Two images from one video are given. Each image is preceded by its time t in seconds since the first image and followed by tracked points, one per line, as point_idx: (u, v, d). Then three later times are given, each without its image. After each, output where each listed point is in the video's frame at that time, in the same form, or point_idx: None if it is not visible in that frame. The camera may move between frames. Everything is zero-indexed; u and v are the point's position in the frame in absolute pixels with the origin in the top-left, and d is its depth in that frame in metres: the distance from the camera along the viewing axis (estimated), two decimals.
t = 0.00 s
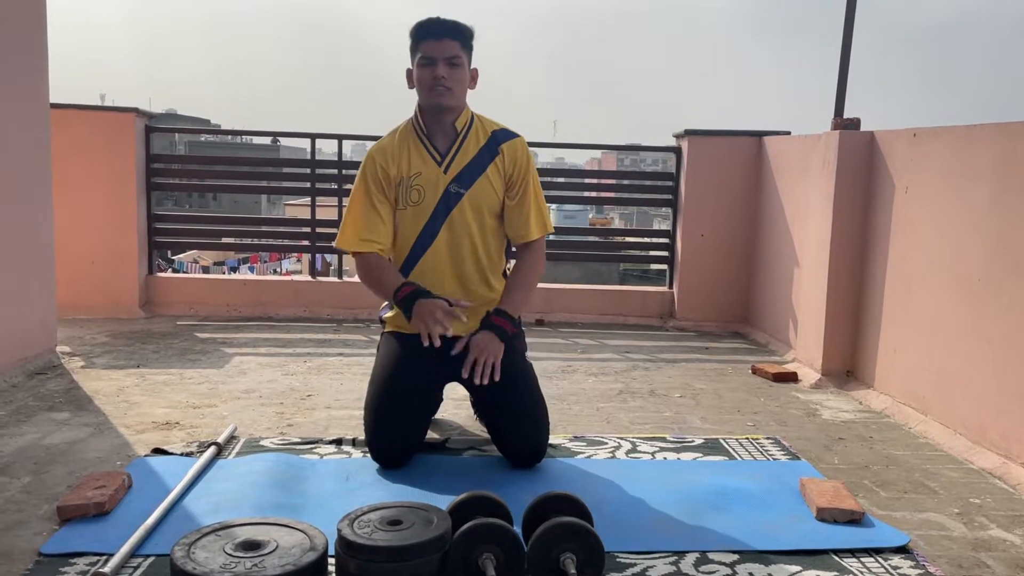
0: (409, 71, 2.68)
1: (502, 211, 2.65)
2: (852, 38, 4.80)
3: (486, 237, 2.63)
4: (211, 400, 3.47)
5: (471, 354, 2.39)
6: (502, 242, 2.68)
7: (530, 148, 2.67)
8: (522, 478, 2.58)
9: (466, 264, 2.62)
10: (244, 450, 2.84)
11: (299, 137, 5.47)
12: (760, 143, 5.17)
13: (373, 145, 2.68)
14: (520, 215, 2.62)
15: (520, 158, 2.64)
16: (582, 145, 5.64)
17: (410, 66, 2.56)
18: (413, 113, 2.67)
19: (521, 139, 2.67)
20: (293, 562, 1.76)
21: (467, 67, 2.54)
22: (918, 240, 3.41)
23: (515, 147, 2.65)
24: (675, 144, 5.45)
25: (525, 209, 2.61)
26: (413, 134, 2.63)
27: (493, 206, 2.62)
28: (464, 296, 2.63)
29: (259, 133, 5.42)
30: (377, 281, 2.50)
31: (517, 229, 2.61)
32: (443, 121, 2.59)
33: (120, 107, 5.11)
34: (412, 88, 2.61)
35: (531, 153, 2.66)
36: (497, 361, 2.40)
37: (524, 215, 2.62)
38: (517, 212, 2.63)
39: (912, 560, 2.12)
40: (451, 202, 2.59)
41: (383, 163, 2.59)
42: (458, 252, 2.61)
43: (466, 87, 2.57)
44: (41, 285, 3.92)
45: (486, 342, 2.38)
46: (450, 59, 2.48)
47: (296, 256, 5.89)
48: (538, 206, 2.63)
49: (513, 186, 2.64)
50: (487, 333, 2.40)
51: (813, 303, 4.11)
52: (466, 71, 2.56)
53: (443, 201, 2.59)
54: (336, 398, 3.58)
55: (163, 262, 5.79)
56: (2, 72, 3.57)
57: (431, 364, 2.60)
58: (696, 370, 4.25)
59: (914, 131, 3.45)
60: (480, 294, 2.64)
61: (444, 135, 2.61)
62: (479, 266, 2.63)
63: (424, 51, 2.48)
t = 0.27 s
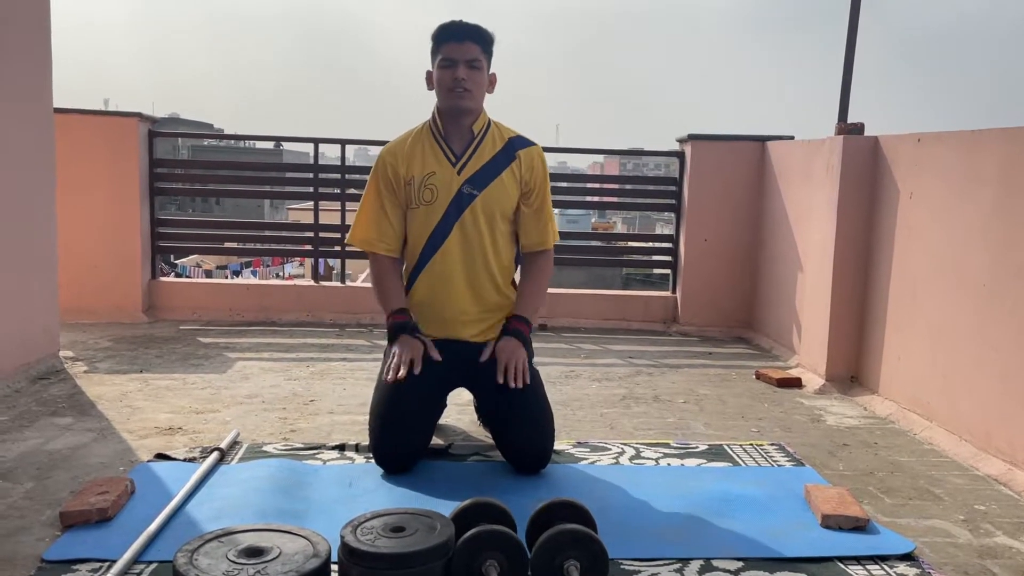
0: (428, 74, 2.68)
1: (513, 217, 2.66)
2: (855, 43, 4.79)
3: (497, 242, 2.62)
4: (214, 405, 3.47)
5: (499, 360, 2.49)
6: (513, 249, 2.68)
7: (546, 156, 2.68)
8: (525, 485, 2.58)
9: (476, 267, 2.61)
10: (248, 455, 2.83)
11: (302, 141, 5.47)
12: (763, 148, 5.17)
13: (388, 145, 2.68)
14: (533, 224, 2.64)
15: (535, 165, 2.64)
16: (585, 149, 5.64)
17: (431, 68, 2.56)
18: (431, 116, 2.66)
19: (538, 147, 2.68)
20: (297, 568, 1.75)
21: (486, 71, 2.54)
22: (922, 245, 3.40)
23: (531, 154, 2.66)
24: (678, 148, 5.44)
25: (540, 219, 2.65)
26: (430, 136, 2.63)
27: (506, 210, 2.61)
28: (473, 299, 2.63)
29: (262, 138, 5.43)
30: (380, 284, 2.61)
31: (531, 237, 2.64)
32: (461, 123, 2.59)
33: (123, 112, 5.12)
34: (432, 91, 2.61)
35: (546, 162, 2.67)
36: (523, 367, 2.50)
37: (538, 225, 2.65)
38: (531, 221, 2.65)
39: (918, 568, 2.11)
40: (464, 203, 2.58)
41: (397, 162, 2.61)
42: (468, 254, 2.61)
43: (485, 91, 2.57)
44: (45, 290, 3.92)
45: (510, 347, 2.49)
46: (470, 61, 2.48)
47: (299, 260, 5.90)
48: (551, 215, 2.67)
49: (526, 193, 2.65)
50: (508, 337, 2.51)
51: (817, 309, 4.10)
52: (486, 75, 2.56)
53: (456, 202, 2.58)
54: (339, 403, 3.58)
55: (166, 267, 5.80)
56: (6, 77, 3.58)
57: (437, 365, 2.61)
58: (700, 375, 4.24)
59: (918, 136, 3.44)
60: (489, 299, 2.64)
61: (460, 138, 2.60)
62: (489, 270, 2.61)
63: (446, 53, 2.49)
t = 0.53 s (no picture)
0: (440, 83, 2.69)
1: (524, 225, 2.65)
2: (861, 49, 4.79)
3: (508, 250, 2.62)
4: (218, 411, 3.46)
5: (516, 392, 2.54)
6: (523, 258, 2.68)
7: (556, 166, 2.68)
8: (531, 493, 2.57)
9: (486, 275, 2.61)
10: (252, 462, 2.82)
11: (307, 147, 5.47)
12: (768, 154, 5.16)
13: (400, 151, 2.68)
14: (544, 232, 2.64)
15: (546, 174, 2.65)
16: (589, 155, 5.64)
17: (444, 79, 2.57)
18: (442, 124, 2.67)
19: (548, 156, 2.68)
20: None
21: (499, 81, 2.55)
22: (929, 252, 3.39)
23: (542, 163, 2.66)
24: (682, 154, 5.44)
25: (551, 227, 2.65)
26: (442, 143, 2.63)
27: (517, 219, 2.61)
28: (481, 307, 2.63)
29: (267, 143, 5.44)
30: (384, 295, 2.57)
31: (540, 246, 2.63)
32: (473, 132, 2.59)
33: (128, 118, 5.13)
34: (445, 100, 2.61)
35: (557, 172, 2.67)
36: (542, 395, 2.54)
37: (549, 232, 2.64)
38: (542, 229, 2.64)
39: None
40: (475, 211, 2.57)
41: (408, 169, 2.60)
42: (479, 262, 2.60)
43: (497, 100, 2.57)
44: (50, 296, 3.93)
45: (529, 377, 2.52)
46: (484, 72, 2.49)
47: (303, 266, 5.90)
48: (561, 223, 2.67)
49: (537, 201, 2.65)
50: (527, 365, 2.53)
51: (823, 315, 4.08)
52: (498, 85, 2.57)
53: (467, 210, 2.58)
54: (344, 410, 3.57)
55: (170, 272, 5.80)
56: (12, 84, 3.59)
57: (445, 371, 2.62)
58: (705, 382, 4.23)
59: (925, 142, 3.44)
60: (498, 307, 2.64)
61: (472, 146, 2.61)
62: (499, 278, 2.62)
63: (459, 62, 2.50)
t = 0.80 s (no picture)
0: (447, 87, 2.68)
1: (530, 230, 2.64)
2: (866, 54, 4.77)
3: (513, 254, 2.61)
4: (221, 417, 3.45)
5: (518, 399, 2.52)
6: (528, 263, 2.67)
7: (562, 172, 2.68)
8: (535, 499, 2.55)
9: (492, 280, 2.60)
10: (255, 469, 2.81)
11: (310, 153, 5.48)
12: (772, 159, 5.15)
13: (406, 155, 2.68)
14: (549, 235, 2.63)
15: (552, 178, 2.64)
16: (593, 160, 5.63)
17: (449, 83, 2.56)
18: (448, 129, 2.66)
19: (554, 161, 2.68)
20: None
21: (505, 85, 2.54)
22: (935, 257, 3.37)
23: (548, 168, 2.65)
24: (686, 160, 5.43)
25: (557, 231, 2.63)
26: (448, 148, 2.62)
27: (522, 223, 2.59)
28: (486, 312, 2.62)
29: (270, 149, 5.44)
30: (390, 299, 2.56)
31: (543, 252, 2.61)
32: (478, 137, 2.58)
33: (132, 124, 5.13)
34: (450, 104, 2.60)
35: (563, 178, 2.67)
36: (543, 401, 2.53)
37: (555, 236, 2.63)
38: (548, 233, 2.63)
39: None
40: (480, 215, 2.56)
41: (413, 173, 2.60)
42: (483, 267, 2.59)
43: (503, 105, 2.56)
44: (53, 302, 3.92)
45: (530, 384, 2.51)
46: (489, 76, 2.47)
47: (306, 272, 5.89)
48: (567, 227, 2.66)
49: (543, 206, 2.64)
50: (528, 372, 2.52)
51: (828, 321, 4.07)
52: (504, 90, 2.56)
53: (473, 214, 2.57)
54: (347, 416, 3.56)
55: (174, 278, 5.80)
56: (16, 90, 3.59)
57: (449, 376, 2.60)
58: (710, 388, 4.21)
59: (931, 147, 3.42)
60: (503, 312, 2.63)
61: (478, 151, 2.60)
62: (505, 283, 2.60)
63: (464, 67, 2.49)
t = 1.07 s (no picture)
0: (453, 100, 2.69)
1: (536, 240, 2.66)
2: (871, 64, 4.78)
3: (519, 265, 2.62)
4: (228, 426, 3.46)
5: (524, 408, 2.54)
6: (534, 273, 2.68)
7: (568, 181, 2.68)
8: (541, 510, 2.55)
9: (497, 290, 2.61)
10: (262, 478, 2.82)
11: (316, 161, 5.50)
12: (777, 168, 5.15)
13: (413, 166, 2.68)
14: (556, 246, 2.64)
15: (558, 189, 2.65)
16: (597, 169, 5.64)
17: (456, 95, 2.58)
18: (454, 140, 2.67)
19: (560, 172, 2.69)
20: None
21: (511, 96, 2.56)
22: (941, 266, 3.37)
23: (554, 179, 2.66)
24: (691, 168, 5.44)
25: (563, 242, 2.65)
26: (454, 160, 2.63)
27: (528, 235, 2.60)
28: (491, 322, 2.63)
29: (277, 158, 5.47)
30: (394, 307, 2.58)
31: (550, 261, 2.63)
32: (485, 148, 2.59)
33: (140, 133, 5.16)
34: (457, 116, 2.62)
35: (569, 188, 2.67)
36: (549, 412, 2.55)
37: (561, 248, 2.65)
38: (555, 244, 2.64)
39: None
40: (486, 227, 2.57)
41: (420, 184, 2.61)
42: (490, 278, 2.60)
43: (509, 116, 2.58)
44: (61, 312, 3.94)
45: (536, 393, 2.53)
46: (495, 87, 2.49)
47: (312, 279, 5.91)
48: (573, 237, 2.67)
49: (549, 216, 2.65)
50: (534, 381, 2.54)
51: (834, 330, 4.07)
52: (510, 101, 2.57)
53: (478, 226, 2.57)
54: (353, 425, 3.57)
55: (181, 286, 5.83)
56: (27, 102, 3.62)
57: (454, 386, 2.61)
58: (715, 397, 4.21)
59: (937, 157, 3.42)
60: (509, 322, 2.64)
61: (484, 162, 2.61)
62: (510, 293, 2.61)
63: (471, 78, 2.51)
